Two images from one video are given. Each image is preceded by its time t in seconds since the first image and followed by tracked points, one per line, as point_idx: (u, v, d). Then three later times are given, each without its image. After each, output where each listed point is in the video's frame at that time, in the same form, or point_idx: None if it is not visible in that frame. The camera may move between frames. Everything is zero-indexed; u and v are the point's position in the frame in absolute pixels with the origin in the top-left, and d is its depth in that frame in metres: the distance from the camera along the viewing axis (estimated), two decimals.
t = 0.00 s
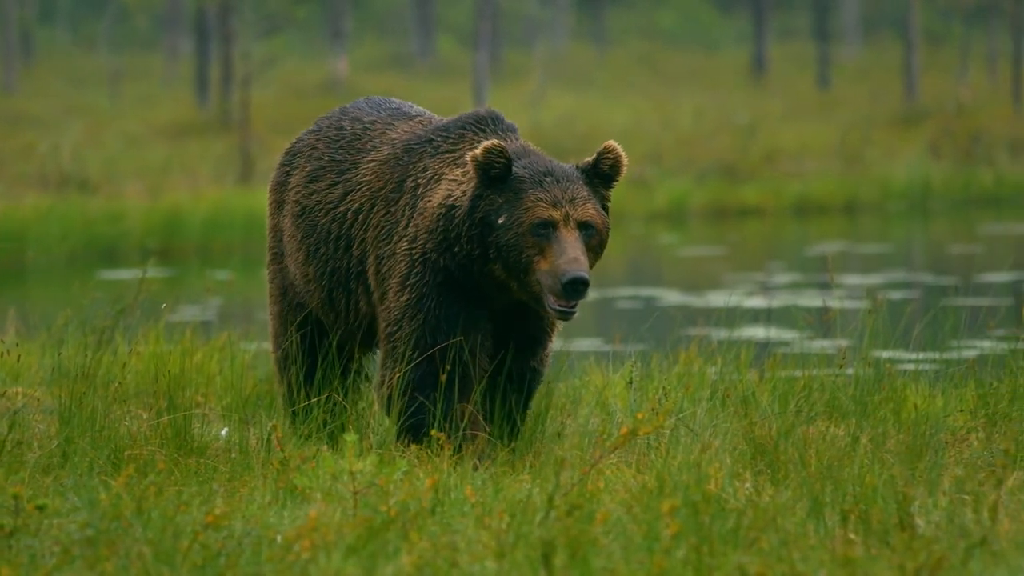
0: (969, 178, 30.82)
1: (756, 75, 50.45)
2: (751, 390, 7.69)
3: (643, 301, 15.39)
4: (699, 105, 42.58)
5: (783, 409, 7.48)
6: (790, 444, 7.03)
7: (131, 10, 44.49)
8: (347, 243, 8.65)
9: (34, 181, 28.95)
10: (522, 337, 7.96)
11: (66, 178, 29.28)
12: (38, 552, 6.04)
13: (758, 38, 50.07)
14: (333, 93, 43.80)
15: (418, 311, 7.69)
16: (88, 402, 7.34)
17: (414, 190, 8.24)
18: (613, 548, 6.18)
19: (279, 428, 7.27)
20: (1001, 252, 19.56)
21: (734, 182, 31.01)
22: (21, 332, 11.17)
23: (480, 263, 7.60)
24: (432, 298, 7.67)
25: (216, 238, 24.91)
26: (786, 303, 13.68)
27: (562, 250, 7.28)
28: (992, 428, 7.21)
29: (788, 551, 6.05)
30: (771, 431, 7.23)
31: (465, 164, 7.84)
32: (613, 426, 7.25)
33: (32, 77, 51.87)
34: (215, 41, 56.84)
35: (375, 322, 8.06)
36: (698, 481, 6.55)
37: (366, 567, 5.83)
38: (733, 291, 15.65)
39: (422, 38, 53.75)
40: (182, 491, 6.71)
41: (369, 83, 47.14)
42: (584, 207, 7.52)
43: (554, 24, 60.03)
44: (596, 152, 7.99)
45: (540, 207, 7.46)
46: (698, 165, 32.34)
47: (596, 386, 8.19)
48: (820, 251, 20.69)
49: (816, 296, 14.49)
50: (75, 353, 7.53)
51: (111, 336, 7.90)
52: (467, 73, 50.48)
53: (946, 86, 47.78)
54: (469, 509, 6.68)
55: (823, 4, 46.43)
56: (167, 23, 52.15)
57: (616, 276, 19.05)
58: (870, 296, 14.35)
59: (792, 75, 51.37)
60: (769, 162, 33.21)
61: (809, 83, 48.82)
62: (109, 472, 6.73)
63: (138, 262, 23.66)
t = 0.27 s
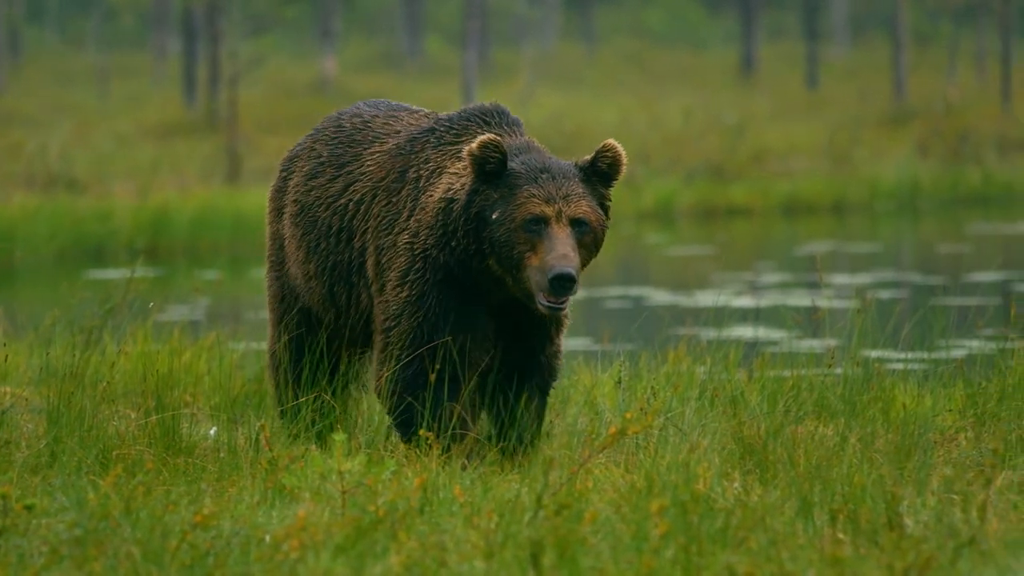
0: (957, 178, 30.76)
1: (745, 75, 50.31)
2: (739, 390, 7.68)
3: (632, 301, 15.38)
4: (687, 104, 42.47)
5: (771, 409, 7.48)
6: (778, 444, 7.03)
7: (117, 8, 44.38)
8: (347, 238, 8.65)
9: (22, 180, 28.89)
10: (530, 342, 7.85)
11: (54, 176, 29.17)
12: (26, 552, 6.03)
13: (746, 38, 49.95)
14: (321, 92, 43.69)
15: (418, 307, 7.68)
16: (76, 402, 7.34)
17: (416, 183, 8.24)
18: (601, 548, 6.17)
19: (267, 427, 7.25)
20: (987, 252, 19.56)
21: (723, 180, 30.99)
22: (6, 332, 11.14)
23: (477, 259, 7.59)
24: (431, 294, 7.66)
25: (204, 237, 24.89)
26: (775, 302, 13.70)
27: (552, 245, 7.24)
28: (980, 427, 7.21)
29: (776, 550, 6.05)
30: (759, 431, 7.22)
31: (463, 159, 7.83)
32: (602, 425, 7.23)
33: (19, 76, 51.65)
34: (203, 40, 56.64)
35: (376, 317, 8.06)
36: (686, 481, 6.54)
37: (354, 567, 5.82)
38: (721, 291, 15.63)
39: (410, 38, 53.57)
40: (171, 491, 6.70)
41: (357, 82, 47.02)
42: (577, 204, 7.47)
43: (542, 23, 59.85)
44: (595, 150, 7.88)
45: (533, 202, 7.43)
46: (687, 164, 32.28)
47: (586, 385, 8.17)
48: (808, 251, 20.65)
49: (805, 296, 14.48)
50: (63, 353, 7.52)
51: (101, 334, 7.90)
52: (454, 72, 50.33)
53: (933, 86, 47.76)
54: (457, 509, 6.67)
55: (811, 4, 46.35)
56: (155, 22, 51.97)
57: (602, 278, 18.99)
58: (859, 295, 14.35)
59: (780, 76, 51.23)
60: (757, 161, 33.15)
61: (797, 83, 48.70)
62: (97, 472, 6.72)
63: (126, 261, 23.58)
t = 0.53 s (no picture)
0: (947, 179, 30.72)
1: (734, 75, 50.25)
2: (728, 389, 7.69)
3: (622, 301, 15.39)
4: (677, 105, 42.44)
5: (760, 407, 7.48)
6: (767, 444, 7.03)
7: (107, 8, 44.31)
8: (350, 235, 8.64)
9: (11, 180, 28.87)
10: (535, 342, 7.80)
11: (45, 177, 29.14)
12: (15, 552, 6.03)
13: (736, 37, 49.89)
14: (311, 92, 43.65)
15: (420, 306, 7.68)
16: (65, 401, 7.34)
17: (417, 181, 8.25)
18: (590, 547, 6.18)
19: (257, 425, 7.24)
20: (977, 251, 19.53)
21: (711, 180, 31.00)
22: None
23: (477, 258, 7.58)
24: (432, 294, 7.67)
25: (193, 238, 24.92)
26: (764, 302, 13.72)
27: (548, 243, 7.25)
28: (969, 427, 7.21)
29: (765, 550, 6.05)
30: (749, 431, 7.22)
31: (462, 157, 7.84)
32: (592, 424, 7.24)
33: (9, 76, 51.57)
34: (193, 40, 56.56)
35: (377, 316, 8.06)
36: (676, 481, 6.54)
37: (343, 567, 5.82)
38: (711, 290, 15.63)
39: (400, 38, 53.50)
40: (159, 491, 6.70)
41: (347, 82, 46.98)
42: (574, 201, 7.47)
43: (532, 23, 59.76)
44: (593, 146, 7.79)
45: (529, 200, 7.43)
46: (677, 164, 32.26)
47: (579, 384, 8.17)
48: (798, 251, 20.63)
49: (794, 296, 14.49)
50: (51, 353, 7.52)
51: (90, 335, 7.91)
52: (443, 72, 50.28)
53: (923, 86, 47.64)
54: (447, 509, 6.67)
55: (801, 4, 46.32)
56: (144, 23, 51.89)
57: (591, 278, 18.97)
58: (848, 295, 14.36)
59: (769, 75, 51.15)
60: (747, 161, 33.13)
61: (787, 83, 48.65)
62: (86, 472, 6.71)
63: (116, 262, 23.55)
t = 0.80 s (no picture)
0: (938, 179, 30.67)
1: (725, 75, 50.18)
2: (719, 389, 7.71)
3: (613, 301, 15.39)
4: (667, 105, 42.37)
5: (752, 408, 7.49)
6: (758, 443, 7.04)
7: (98, 7, 44.24)
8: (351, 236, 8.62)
9: (3, 180, 28.83)
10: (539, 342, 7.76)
11: (36, 177, 29.08)
12: (6, 553, 6.02)
13: (726, 37, 49.80)
14: (302, 91, 43.61)
15: (419, 307, 7.65)
16: (55, 401, 7.34)
17: (419, 182, 8.23)
18: (582, 547, 6.19)
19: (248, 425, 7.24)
20: (968, 251, 19.50)
21: (703, 180, 31.00)
22: None
23: (478, 259, 7.55)
24: (432, 297, 7.65)
25: (184, 238, 24.92)
26: (754, 303, 13.72)
27: (545, 242, 7.23)
28: (961, 427, 7.21)
29: (756, 550, 6.05)
30: (740, 431, 7.22)
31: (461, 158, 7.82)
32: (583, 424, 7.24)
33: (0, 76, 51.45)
34: (184, 40, 56.40)
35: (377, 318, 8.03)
36: (667, 480, 6.53)
37: (334, 567, 5.82)
38: (702, 290, 15.63)
39: (392, 38, 53.39)
40: (151, 491, 6.70)
41: (338, 82, 46.91)
42: (572, 199, 7.44)
43: (524, 22, 59.66)
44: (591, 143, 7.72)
45: (527, 199, 7.42)
46: (668, 165, 32.23)
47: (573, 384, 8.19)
48: (789, 251, 20.60)
49: (784, 297, 14.48)
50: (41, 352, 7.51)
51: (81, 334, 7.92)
52: (433, 72, 50.20)
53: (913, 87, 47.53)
54: (438, 509, 6.67)
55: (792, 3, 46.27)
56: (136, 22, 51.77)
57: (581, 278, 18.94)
58: (838, 296, 14.34)
59: (760, 75, 51.07)
60: (738, 161, 33.07)
61: (778, 83, 48.58)
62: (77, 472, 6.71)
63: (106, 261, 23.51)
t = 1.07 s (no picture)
0: (925, 178, 30.68)
1: (714, 75, 50.15)
2: (707, 389, 7.74)
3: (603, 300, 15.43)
4: (655, 104, 42.36)
5: (740, 407, 7.52)
6: (746, 443, 7.06)
7: (84, 7, 44.15)
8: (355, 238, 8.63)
9: None
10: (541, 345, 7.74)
11: (24, 175, 29.05)
12: None
13: (715, 36, 49.77)
14: (290, 91, 43.64)
15: (416, 309, 7.66)
16: (42, 400, 7.33)
17: (423, 186, 8.23)
18: (570, 547, 6.21)
19: (238, 423, 7.23)
20: (955, 250, 19.49)
21: (691, 180, 30.99)
22: None
23: (478, 262, 7.56)
24: (432, 300, 7.64)
25: (172, 239, 24.87)
26: (743, 302, 13.76)
27: (540, 243, 7.23)
28: (948, 426, 7.23)
29: (745, 550, 6.06)
30: (729, 431, 7.24)
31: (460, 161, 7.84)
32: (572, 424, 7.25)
33: None
34: (173, 39, 56.36)
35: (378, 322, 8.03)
36: (655, 481, 6.53)
37: (323, 567, 5.82)
38: (691, 290, 15.66)
39: (381, 38, 53.34)
40: (139, 491, 6.70)
41: (327, 81, 46.89)
42: (568, 200, 7.45)
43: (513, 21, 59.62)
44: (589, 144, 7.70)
45: (522, 200, 7.42)
46: (656, 164, 32.23)
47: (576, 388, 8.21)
48: (777, 250, 20.62)
49: (772, 296, 14.51)
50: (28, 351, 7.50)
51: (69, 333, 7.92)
52: (421, 72, 50.17)
53: (901, 86, 47.50)
54: (426, 509, 6.67)
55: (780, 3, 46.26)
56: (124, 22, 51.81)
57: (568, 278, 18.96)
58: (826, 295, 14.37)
59: (749, 75, 51.03)
60: (726, 161, 33.09)
61: (766, 83, 48.57)
62: (65, 471, 6.70)
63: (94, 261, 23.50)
